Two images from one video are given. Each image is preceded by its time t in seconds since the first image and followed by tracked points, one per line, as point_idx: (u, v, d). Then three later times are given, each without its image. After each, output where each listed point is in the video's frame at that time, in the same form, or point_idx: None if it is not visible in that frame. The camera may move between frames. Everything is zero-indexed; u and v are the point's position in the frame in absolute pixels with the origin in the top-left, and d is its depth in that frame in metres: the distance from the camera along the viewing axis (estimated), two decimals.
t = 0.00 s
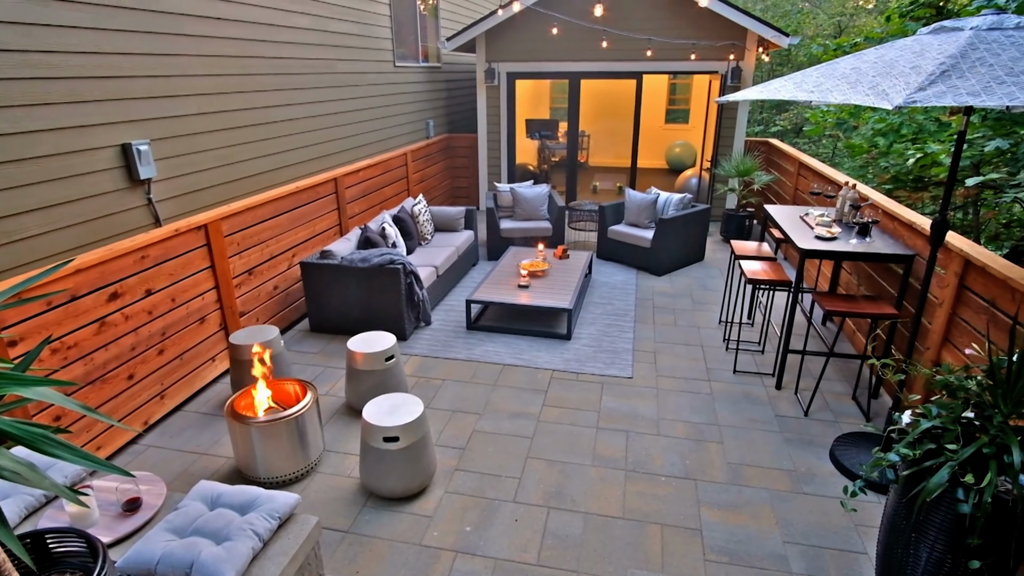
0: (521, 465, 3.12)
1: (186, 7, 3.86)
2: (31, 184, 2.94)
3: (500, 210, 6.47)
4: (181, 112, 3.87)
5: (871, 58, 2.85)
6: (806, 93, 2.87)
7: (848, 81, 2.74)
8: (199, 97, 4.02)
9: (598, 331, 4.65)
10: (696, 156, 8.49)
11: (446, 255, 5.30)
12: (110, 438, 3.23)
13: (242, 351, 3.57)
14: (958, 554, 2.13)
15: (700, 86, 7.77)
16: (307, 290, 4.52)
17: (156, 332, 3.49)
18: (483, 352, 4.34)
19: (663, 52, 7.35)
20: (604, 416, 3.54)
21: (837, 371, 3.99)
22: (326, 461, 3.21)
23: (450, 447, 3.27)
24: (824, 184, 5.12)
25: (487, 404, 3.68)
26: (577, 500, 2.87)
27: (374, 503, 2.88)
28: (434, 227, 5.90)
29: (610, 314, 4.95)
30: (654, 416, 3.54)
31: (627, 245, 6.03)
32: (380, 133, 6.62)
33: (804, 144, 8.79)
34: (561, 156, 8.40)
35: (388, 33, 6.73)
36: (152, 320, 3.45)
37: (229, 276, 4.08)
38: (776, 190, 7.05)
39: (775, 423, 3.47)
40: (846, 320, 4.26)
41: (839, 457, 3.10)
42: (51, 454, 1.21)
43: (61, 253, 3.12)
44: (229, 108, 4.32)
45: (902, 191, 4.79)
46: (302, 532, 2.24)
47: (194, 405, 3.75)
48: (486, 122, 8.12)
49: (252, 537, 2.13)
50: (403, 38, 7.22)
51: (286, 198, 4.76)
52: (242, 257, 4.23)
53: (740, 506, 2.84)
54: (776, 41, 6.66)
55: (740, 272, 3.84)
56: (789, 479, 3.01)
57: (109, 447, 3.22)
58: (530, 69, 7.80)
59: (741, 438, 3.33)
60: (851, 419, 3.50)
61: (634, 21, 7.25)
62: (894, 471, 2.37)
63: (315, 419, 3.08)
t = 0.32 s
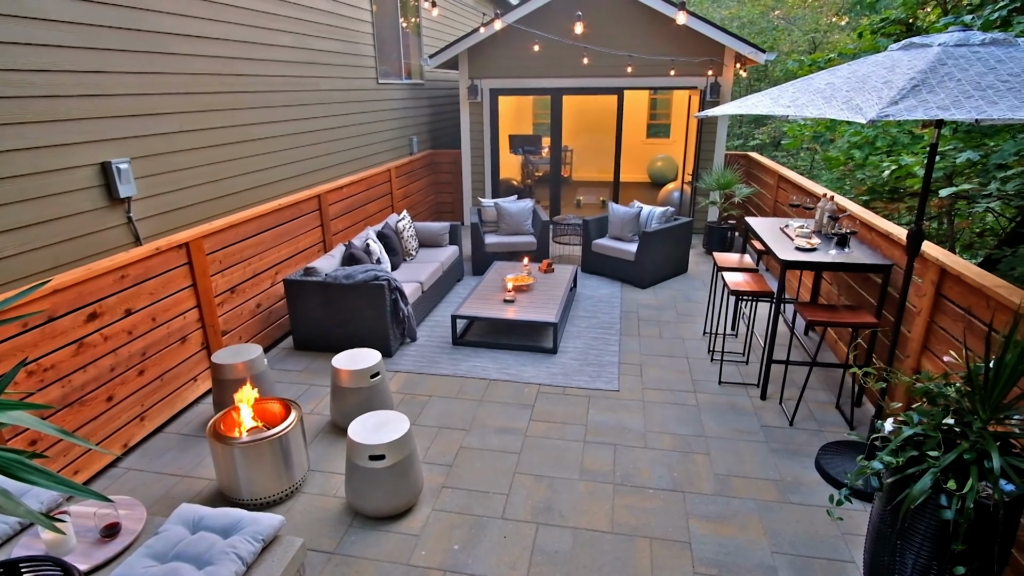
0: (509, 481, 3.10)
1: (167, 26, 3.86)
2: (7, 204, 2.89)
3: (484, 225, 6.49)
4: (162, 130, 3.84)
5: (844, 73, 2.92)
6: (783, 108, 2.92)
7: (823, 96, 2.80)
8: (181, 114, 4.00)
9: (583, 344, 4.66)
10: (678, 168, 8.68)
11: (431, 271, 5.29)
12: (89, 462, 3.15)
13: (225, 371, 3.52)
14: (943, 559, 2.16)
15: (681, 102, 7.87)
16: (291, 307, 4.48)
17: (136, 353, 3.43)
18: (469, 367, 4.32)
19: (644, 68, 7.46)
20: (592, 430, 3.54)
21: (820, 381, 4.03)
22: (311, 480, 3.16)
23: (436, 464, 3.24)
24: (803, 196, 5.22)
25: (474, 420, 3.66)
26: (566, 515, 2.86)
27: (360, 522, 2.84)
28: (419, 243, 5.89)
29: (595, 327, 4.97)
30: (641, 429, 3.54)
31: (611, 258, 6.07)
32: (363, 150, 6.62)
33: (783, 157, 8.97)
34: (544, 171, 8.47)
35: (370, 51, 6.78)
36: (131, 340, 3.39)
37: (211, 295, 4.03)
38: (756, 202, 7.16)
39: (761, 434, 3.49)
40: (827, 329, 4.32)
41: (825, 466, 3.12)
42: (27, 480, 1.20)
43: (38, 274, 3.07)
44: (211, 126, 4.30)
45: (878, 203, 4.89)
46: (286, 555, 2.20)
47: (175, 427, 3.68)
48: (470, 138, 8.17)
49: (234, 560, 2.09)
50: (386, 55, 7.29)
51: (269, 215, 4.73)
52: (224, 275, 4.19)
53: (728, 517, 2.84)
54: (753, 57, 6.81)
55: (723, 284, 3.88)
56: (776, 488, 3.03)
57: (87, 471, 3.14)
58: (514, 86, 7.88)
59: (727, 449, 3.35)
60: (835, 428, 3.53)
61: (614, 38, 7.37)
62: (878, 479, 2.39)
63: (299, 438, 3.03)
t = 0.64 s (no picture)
0: (494, 496, 3.07)
1: (145, 41, 3.83)
2: None
3: (467, 239, 6.51)
4: (141, 145, 3.81)
5: (817, 89, 2.98)
6: (759, 122, 2.97)
7: (797, 111, 2.86)
8: (160, 129, 3.98)
9: (567, 357, 4.67)
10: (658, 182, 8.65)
11: (415, 285, 5.28)
12: (62, 484, 3.07)
13: (204, 389, 3.46)
14: (925, 565, 2.19)
15: (660, 116, 7.86)
16: (272, 323, 4.43)
17: (112, 371, 3.36)
18: (453, 381, 4.30)
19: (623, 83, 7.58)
20: (577, 443, 3.54)
21: (802, 390, 4.08)
22: (293, 499, 3.10)
23: (421, 480, 3.21)
24: (781, 208, 5.31)
25: (459, 434, 3.63)
26: (552, 529, 2.84)
27: (343, 541, 2.79)
28: (401, 257, 5.88)
29: (579, 340, 4.98)
30: (626, 441, 3.55)
31: (593, 270, 6.10)
32: (344, 165, 6.60)
33: (761, 170, 9.15)
34: (527, 185, 8.50)
35: (351, 66, 6.80)
36: (108, 358, 3.33)
37: (190, 311, 3.97)
38: (735, 214, 7.28)
39: (744, 444, 3.52)
40: (807, 339, 4.38)
41: (808, 475, 3.15)
42: None
43: (12, 291, 3.01)
44: (190, 141, 4.27)
45: (854, 214, 4.98)
46: None
47: (153, 447, 3.60)
48: (452, 152, 8.20)
49: None
50: (368, 70, 7.33)
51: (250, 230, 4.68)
52: (204, 291, 4.13)
53: (713, 528, 2.84)
54: (729, 72, 6.95)
55: (705, 295, 3.92)
56: (760, 498, 3.04)
57: (60, 493, 3.06)
58: (496, 101, 7.94)
59: (712, 460, 3.36)
60: (817, 436, 3.57)
61: (594, 54, 7.49)
62: (859, 486, 2.42)
63: (281, 455, 2.99)
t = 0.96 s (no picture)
0: (478, 508, 3.05)
1: (125, 50, 3.80)
2: None
3: (451, 249, 6.51)
4: (121, 155, 3.77)
5: (794, 101, 3.04)
6: (738, 134, 3.02)
7: (775, 123, 2.91)
8: (140, 139, 3.94)
9: (551, 367, 4.68)
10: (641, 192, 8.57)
11: (398, 295, 5.25)
12: (34, 502, 2.99)
13: (183, 402, 3.41)
14: (905, 570, 2.22)
15: (642, 128, 8.02)
16: (254, 335, 4.38)
17: (89, 385, 3.30)
18: (437, 392, 4.28)
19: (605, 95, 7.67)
20: (561, 452, 3.53)
21: (783, 398, 4.13)
22: (274, 514, 3.06)
23: (404, 493, 3.18)
24: (760, 217, 5.40)
25: (443, 446, 3.61)
26: (537, 540, 2.83)
27: (326, 556, 2.75)
28: (385, 267, 5.86)
29: (563, 349, 4.99)
30: (610, 450, 3.55)
31: (577, 280, 6.13)
32: (327, 175, 6.57)
33: (741, 180, 9.30)
34: (510, 195, 8.52)
35: (334, 77, 6.80)
36: (84, 371, 3.26)
37: (170, 323, 3.92)
38: (716, 224, 7.37)
39: (727, 452, 3.54)
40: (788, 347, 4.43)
41: (790, 482, 3.17)
42: None
43: None
44: (170, 151, 4.23)
45: (832, 224, 5.07)
46: None
47: (129, 462, 3.53)
48: (435, 163, 8.21)
49: None
50: (350, 81, 7.34)
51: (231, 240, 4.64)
52: (183, 303, 4.08)
53: (698, 536, 2.85)
54: (708, 84, 7.07)
55: (687, 304, 3.95)
56: (743, 506, 3.06)
57: (32, 511, 2.98)
58: (480, 111, 7.98)
59: (696, 468, 3.38)
60: (798, 443, 3.60)
61: (576, 66, 7.57)
62: (840, 493, 2.44)
63: (262, 469, 2.94)
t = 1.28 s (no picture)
0: (464, 521, 3.03)
1: (104, 62, 3.76)
2: None
3: (435, 260, 6.50)
4: (99, 168, 3.73)
5: (772, 113, 3.10)
6: (718, 145, 3.06)
7: (753, 134, 2.96)
8: (119, 152, 3.90)
9: (536, 377, 4.67)
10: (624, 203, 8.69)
11: (382, 307, 5.23)
12: (8, 523, 2.90)
13: (163, 418, 3.35)
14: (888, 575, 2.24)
15: (624, 140, 8.14)
16: (236, 348, 4.33)
17: (65, 401, 3.22)
18: (422, 404, 4.26)
19: (588, 106, 7.76)
20: (547, 463, 3.53)
21: (766, 405, 4.16)
22: (256, 530, 3.00)
23: (389, 506, 3.14)
24: (741, 227, 5.47)
25: (428, 458, 3.58)
26: (523, 553, 2.81)
27: (309, 573, 2.70)
28: (369, 279, 5.83)
29: (547, 360, 5.00)
30: (596, 460, 3.55)
31: (561, 290, 6.15)
32: (309, 187, 6.54)
33: (722, 190, 9.44)
34: (494, 206, 8.57)
35: (317, 89, 6.79)
36: (60, 388, 3.19)
37: (149, 338, 3.85)
38: (698, 233, 7.46)
39: (712, 460, 3.56)
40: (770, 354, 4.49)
41: (774, 489, 3.19)
42: None
43: None
44: (150, 163, 4.19)
45: (811, 232, 5.15)
46: None
47: (107, 480, 3.45)
48: (419, 174, 8.21)
49: None
50: (333, 93, 7.33)
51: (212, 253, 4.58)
52: (163, 317, 4.02)
53: (684, 545, 2.85)
54: (689, 96, 7.19)
55: (670, 313, 3.98)
56: (729, 514, 3.07)
57: (5, 533, 2.89)
58: (464, 123, 8.01)
59: (681, 477, 3.39)
60: (782, 450, 3.64)
61: (558, 78, 7.65)
62: (823, 499, 2.47)
63: (244, 485, 2.90)
